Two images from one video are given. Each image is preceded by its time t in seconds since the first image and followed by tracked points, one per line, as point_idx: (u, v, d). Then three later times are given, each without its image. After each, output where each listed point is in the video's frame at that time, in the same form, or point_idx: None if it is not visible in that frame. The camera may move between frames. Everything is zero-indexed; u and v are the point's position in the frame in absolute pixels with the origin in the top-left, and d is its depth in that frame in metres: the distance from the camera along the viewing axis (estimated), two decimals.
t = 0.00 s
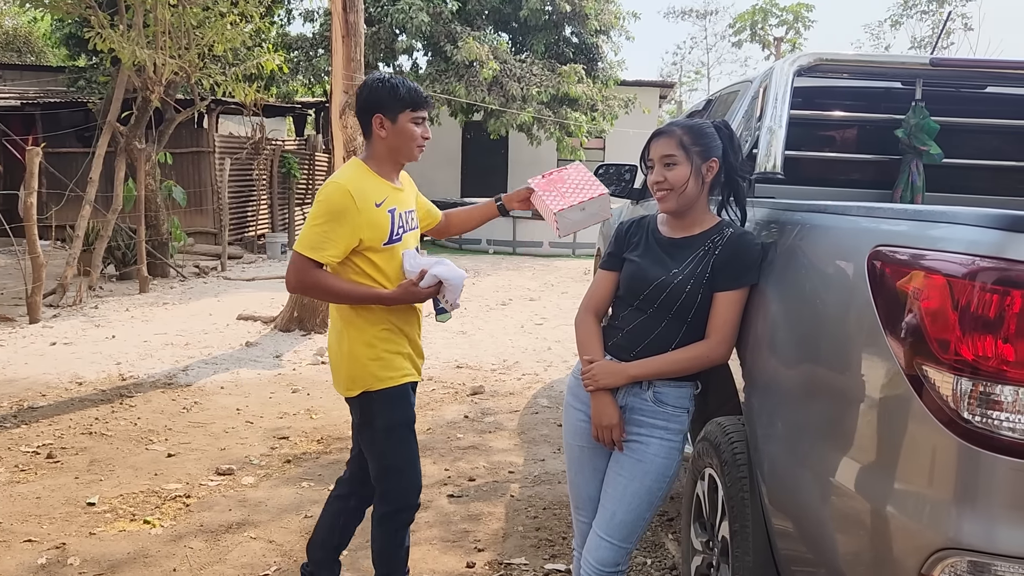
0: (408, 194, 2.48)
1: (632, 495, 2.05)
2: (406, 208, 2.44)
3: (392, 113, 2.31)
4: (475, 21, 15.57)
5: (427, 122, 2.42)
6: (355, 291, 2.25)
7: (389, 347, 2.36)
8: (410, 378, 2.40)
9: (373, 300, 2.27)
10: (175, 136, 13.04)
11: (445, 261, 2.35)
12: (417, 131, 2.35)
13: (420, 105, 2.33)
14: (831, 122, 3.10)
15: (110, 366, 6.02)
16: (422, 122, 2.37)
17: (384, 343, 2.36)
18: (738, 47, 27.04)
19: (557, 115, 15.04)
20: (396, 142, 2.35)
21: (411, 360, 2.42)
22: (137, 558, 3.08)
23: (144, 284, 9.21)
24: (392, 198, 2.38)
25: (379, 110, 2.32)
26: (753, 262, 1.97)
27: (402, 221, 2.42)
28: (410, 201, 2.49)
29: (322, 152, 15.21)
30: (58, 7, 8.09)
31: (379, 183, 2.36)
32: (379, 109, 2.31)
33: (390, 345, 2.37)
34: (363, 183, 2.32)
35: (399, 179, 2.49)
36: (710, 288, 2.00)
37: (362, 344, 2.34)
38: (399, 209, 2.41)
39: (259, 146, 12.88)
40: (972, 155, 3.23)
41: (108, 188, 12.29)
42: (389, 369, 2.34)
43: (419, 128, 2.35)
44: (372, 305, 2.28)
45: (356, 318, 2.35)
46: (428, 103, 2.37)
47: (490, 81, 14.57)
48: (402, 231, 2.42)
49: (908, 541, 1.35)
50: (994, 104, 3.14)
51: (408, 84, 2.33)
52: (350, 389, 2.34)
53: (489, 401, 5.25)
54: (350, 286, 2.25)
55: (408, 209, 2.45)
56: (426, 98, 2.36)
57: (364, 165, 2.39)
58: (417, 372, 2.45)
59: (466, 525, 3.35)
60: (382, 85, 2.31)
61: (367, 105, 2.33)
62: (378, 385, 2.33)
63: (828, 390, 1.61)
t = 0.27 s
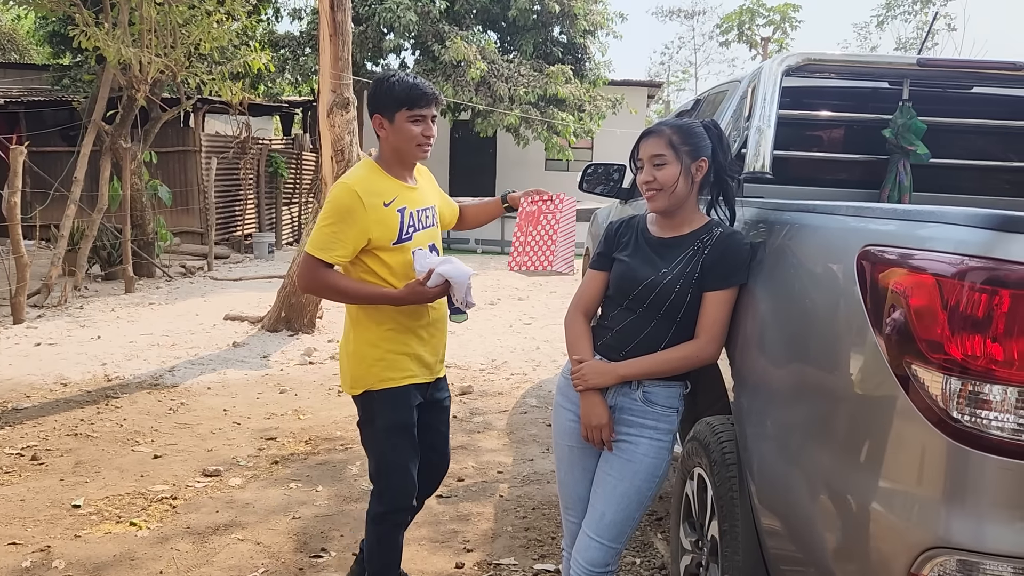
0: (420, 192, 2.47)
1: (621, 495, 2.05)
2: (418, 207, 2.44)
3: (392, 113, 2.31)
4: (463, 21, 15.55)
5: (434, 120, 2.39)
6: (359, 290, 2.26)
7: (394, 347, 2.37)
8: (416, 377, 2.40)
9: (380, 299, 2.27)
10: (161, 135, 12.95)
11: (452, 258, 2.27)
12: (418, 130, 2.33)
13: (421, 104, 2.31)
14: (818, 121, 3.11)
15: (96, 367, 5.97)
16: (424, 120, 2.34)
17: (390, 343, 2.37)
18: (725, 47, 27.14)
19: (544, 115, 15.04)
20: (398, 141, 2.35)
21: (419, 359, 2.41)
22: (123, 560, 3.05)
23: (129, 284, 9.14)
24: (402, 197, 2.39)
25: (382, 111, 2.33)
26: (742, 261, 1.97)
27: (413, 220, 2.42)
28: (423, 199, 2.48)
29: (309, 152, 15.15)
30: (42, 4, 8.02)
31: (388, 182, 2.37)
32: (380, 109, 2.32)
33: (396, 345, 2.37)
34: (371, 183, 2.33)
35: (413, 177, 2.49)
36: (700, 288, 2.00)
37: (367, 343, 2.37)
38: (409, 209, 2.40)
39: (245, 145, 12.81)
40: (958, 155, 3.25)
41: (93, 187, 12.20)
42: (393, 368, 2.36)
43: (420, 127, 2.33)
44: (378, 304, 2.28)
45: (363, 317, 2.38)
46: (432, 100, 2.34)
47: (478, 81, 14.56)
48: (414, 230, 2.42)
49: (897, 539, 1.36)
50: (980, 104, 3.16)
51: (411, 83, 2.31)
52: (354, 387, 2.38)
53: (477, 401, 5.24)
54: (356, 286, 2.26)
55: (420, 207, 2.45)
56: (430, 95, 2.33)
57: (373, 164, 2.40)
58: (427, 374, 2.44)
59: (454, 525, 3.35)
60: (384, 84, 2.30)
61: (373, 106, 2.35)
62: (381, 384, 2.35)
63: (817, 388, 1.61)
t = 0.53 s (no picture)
0: (422, 196, 2.46)
1: (611, 494, 2.05)
2: (415, 208, 2.43)
3: (398, 116, 2.33)
4: (452, 20, 15.53)
5: (442, 125, 2.39)
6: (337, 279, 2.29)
7: (373, 338, 2.39)
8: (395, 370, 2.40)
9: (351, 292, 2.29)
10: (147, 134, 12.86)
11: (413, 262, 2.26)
12: (423, 135, 2.34)
13: (430, 108, 2.31)
14: (805, 121, 3.13)
15: (81, 368, 5.92)
16: (431, 125, 2.34)
17: (369, 333, 2.39)
18: (713, 47, 27.23)
19: (532, 114, 15.05)
20: (401, 143, 2.35)
21: (401, 353, 2.41)
22: (109, 563, 3.02)
23: (115, 284, 9.08)
24: (396, 197, 2.39)
25: (390, 115, 2.34)
26: (731, 261, 1.97)
27: (408, 220, 2.41)
28: (426, 203, 2.46)
29: (297, 150, 15.08)
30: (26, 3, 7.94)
31: (385, 182, 2.39)
32: (387, 112, 2.34)
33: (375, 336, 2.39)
34: (367, 180, 2.37)
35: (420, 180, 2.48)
36: (688, 287, 2.00)
37: (348, 330, 2.41)
38: (404, 210, 2.40)
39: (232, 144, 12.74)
40: (944, 154, 3.28)
41: (78, 186, 12.10)
42: (369, 358, 2.38)
43: (426, 131, 2.34)
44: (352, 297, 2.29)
45: (346, 305, 2.41)
46: (439, 105, 2.34)
47: (466, 80, 14.55)
48: (405, 230, 2.41)
49: (884, 537, 1.36)
50: (966, 104, 3.18)
51: (418, 87, 2.32)
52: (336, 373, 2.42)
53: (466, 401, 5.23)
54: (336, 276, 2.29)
55: (418, 209, 2.44)
56: (437, 99, 2.32)
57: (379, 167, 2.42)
58: (406, 370, 2.43)
59: (443, 525, 3.34)
60: (390, 86, 2.32)
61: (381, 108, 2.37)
62: (355, 372, 2.37)
63: (805, 387, 1.61)
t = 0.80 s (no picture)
0: (405, 193, 2.43)
1: (601, 494, 2.05)
2: (397, 205, 2.40)
3: (380, 112, 2.31)
4: (441, 20, 15.50)
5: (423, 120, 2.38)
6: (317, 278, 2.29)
7: (351, 333, 2.36)
8: (370, 367, 2.37)
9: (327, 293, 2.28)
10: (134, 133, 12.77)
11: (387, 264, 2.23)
12: (406, 129, 2.32)
13: (411, 103, 2.31)
14: (793, 121, 3.14)
15: (68, 368, 5.88)
16: (412, 120, 2.33)
17: (348, 328, 2.37)
18: (701, 46, 27.31)
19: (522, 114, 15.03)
20: (385, 139, 2.33)
21: (379, 350, 2.38)
22: (96, 565, 3.00)
23: (102, 284, 9.01)
24: (376, 193, 2.37)
25: (371, 112, 2.33)
26: (720, 260, 1.97)
27: (389, 217, 2.38)
28: (409, 199, 2.43)
29: (285, 150, 15.02)
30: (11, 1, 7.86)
31: (367, 179, 2.37)
32: (368, 109, 2.33)
33: (355, 331, 2.37)
34: (348, 178, 2.35)
35: (404, 177, 2.46)
36: (678, 286, 2.00)
37: (330, 324, 2.40)
38: (385, 207, 2.38)
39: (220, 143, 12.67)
40: (931, 154, 3.30)
41: (64, 186, 12.00)
42: (345, 353, 2.35)
43: (409, 126, 2.32)
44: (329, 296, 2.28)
45: (327, 300, 2.40)
46: (418, 100, 2.33)
47: (456, 80, 14.52)
48: (386, 227, 2.38)
49: (874, 536, 1.37)
50: (953, 104, 3.20)
51: (397, 83, 2.31)
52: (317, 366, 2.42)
53: (455, 401, 5.22)
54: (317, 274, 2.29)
55: (400, 205, 2.41)
56: (417, 94, 2.32)
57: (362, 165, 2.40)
58: (383, 369, 2.39)
59: (432, 525, 3.33)
60: (372, 83, 2.31)
61: (362, 106, 2.36)
62: (331, 365, 2.35)
63: (794, 386, 1.62)
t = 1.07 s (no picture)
0: (367, 197, 2.37)
1: (592, 493, 2.05)
2: (359, 209, 2.34)
3: (338, 111, 2.25)
4: (432, 19, 15.48)
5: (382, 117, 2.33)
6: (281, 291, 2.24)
7: (320, 347, 2.32)
8: (336, 381, 2.32)
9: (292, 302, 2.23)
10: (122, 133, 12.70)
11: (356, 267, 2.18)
12: (367, 128, 2.27)
13: (370, 101, 2.26)
14: (783, 121, 3.15)
15: (56, 369, 5.83)
16: (372, 118, 2.28)
17: (317, 342, 2.32)
18: (691, 46, 27.38)
19: (513, 114, 15.02)
20: (345, 139, 2.28)
21: (346, 365, 2.33)
22: (84, 566, 2.98)
23: (90, 284, 8.95)
24: (337, 199, 2.31)
25: (328, 112, 2.27)
26: (711, 259, 1.97)
27: (352, 223, 2.33)
28: (370, 203, 2.38)
29: (275, 149, 14.96)
30: None
31: (326, 184, 2.31)
32: (325, 109, 2.27)
33: (322, 344, 2.32)
34: (305, 185, 2.28)
35: (363, 180, 2.40)
36: (668, 286, 2.00)
37: (298, 336, 2.35)
38: (346, 213, 2.32)
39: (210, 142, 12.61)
40: (919, 154, 3.31)
41: (52, 185, 11.91)
42: (313, 368, 2.31)
43: (369, 125, 2.27)
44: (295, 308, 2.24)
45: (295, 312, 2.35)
46: (376, 98, 2.28)
47: (448, 80, 14.48)
48: (349, 233, 2.33)
49: (864, 534, 1.37)
50: (941, 104, 3.22)
51: (353, 81, 2.26)
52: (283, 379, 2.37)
53: (445, 401, 5.21)
54: (281, 287, 2.25)
55: (362, 209, 2.35)
56: (375, 92, 2.27)
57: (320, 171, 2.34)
58: (351, 383, 2.35)
59: (422, 525, 3.32)
60: (327, 82, 2.26)
61: (317, 106, 2.29)
62: (297, 378, 2.30)
63: (784, 384, 1.62)
